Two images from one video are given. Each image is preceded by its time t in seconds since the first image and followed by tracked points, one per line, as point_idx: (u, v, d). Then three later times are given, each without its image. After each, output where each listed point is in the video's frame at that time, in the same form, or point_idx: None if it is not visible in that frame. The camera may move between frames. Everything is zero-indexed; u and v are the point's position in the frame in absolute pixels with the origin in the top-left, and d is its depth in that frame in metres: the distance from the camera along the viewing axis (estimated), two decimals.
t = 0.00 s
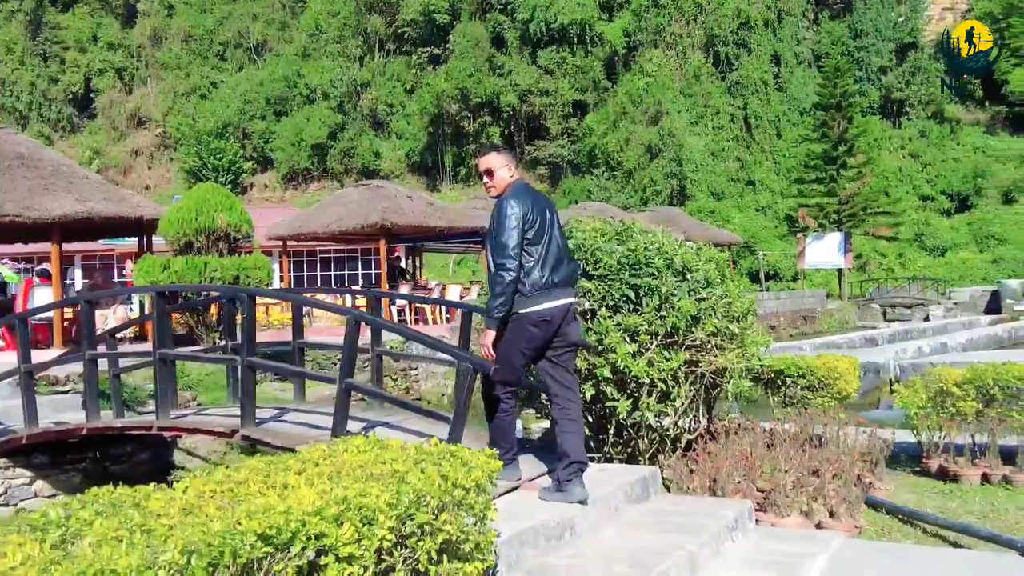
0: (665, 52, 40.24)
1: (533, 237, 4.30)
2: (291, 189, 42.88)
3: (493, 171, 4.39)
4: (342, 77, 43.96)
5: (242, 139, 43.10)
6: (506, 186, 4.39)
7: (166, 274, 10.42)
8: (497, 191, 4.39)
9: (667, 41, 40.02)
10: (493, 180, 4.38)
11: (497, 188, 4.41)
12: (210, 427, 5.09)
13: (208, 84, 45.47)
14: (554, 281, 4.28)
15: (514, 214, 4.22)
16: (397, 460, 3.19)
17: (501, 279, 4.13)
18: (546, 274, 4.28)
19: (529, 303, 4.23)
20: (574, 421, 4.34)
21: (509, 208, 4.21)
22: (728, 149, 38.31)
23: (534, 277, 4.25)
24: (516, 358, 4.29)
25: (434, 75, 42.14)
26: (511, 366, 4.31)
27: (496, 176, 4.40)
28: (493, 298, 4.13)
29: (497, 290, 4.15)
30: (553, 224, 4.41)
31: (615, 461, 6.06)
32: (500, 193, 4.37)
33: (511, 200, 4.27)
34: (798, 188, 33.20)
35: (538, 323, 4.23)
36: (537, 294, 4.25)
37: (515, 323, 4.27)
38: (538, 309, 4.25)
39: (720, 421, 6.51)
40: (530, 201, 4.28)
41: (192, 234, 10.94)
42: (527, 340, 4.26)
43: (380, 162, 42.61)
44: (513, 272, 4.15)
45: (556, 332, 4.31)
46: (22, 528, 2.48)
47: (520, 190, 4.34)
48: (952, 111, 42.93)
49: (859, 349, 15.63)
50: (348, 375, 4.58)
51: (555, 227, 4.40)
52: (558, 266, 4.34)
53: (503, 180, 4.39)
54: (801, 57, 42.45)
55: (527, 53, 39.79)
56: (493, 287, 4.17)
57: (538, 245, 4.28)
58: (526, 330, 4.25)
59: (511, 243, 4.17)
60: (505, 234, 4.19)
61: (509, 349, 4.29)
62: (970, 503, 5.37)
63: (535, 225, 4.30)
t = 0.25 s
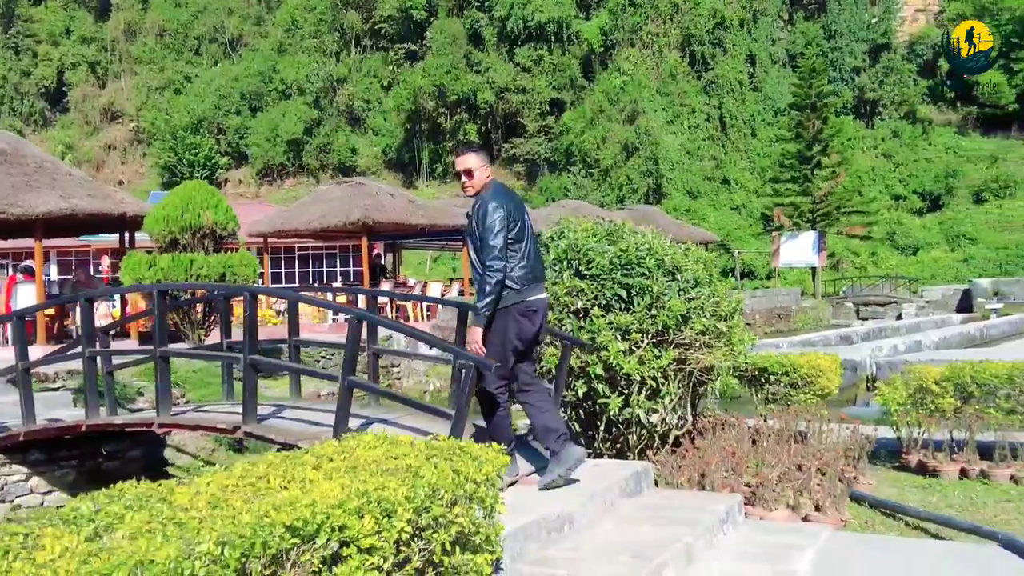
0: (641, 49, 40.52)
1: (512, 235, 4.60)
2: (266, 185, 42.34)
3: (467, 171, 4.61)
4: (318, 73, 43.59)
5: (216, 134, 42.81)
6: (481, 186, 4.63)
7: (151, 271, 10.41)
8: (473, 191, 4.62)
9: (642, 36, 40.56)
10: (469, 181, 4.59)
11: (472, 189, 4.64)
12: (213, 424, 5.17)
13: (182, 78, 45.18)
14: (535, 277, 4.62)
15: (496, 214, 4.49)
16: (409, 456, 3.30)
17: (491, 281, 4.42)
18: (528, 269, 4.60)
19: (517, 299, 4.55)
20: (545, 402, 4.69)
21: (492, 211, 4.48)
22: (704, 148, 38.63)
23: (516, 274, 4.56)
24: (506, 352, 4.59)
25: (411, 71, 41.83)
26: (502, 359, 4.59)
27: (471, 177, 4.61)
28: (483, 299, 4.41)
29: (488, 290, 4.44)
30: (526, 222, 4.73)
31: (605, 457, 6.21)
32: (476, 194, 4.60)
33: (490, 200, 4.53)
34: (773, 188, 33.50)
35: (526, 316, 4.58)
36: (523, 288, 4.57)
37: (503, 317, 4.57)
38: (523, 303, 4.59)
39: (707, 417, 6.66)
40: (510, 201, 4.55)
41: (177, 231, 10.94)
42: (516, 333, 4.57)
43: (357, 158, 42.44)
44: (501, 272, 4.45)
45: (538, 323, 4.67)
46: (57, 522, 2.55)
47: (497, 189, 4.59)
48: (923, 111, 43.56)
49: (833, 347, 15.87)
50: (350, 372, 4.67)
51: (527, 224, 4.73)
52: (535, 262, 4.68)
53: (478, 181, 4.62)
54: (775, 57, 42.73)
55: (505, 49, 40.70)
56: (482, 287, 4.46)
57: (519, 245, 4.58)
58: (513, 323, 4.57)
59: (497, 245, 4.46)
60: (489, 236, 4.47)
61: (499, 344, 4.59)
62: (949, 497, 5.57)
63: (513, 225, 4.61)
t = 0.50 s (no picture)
0: (617, 52, 40.98)
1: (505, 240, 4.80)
2: (240, 185, 42.14)
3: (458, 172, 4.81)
4: (294, 73, 43.46)
5: (189, 134, 42.47)
6: (472, 187, 4.83)
7: (131, 273, 10.35)
8: (464, 191, 4.81)
9: (618, 39, 41.07)
10: (461, 182, 4.78)
11: (463, 190, 4.84)
12: (203, 428, 5.17)
13: (155, 78, 44.93)
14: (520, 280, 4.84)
15: (490, 216, 4.70)
16: (409, 459, 3.33)
17: (486, 280, 4.60)
18: (516, 271, 4.81)
19: (508, 299, 4.75)
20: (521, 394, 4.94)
21: (486, 211, 4.68)
22: (679, 150, 38.84)
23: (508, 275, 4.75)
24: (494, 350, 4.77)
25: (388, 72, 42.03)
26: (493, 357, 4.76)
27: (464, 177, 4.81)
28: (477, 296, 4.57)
29: (482, 288, 4.61)
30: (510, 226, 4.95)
31: (591, 458, 6.27)
32: (468, 195, 4.80)
33: (483, 201, 4.73)
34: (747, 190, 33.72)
35: (515, 316, 4.79)
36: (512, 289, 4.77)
37: (492, 317, 4.74)
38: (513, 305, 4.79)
39: (692, 418, 6.74)
40: (502, 204, 4.77)
41: (157, 234, 10.88)
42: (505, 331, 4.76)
43: (332, 159, 42.21)
44: (494, 272, 4.63)
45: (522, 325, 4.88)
46: (65, 527, 2.56)
47: (488, 192, 4.80)
48: (894, 114, 44.24)
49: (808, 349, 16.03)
50: (342, 376, 4.70)
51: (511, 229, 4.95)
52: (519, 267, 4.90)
53: (469, 182, 4.82)
54: (749, 60, 43.01)
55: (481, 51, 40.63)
56: (475, 286, 4.63)
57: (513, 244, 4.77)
58: (503, 323, 4.75)
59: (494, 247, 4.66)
60: (484, 235, 4.67)
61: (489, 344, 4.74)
62: (930, 497, 5.68)
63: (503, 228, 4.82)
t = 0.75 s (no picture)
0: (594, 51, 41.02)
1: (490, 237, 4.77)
2: (215, 183, 42.00)
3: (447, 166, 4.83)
4: (269, 70, 43.23)
5: (164, 131, 42.03)
6: (458, 182, 4.83)
7: (111, 271, 10.23)
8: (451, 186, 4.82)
9: (595, 39, 41.13)
10: (447, 177, 4.78)
11: (450, 184, 4.84)
12: (192, 426, 5.12)
13: (130, 74, 44.58)
14: (504, 277, 4.81)
15: (474, 211, 4.68)
16: (410, 457, 3.32)
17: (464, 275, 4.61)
18: (500, 268, 4.79)
19: (488, 295, 4.74)
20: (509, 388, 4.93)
21: (470, 206, 4.67)
22: (656, 149, 39.08)
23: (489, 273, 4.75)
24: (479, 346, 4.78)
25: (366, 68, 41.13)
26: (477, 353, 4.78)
27: (450, 172, 4.81)
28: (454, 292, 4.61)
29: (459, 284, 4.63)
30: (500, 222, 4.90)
31: (580, 456, 6.27)
32: (453, 191, 4.80)
33: (469, 197, 4.71)
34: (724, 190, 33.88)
35: (499, 313, 4.79)
36: (496, 285, 4.76)
37: (474, 314, 4.75)
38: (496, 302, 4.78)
39: (680, 416, 6.75)
40: (488, 200, 4.74)
41: (138, 230, 10.75)
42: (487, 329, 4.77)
43: (308, 156, 42.03)
44: (474, 268, 4.63)
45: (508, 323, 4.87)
46: (66, 527, 2.52)
47: (475, 187, 4.78)
48: (869, 115, 44.58)
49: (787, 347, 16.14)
50: (334, 374, 4.67)
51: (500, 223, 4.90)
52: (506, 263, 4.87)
53: (455, 176, 4.82)
54: (726, 60, 43.16)
55: (459, 50, 39.96)
56: (454, 281, 4.65)
57: (496, 240, 4.74)
58: (487, 320, 4.76)
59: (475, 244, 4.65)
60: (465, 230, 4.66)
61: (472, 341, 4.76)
62: (917, 494, 5.74)
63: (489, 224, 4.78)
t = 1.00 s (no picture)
0: (576, 44, 41.41)
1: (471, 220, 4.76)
2: (193, 174, 41.37)
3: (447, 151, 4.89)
4: (248, 60, 43.05)
5: (141, 121, 41.62)
6: (456, 165, 4.86)
7: (93, 259, 10.07)
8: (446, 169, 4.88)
9: (577, 32, 41.44)
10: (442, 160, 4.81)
11: (448, 166, 4.89)
12: (184, 414, 5.04)
13: (107, 64, 44.14)
14: (482, 261, 4.77)
15: (457, 193, 4.71)
16: (415, 442, 3.27)
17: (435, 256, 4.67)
18: (484, 251, 4.78)
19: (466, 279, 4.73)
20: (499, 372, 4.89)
21: (452, 189, 4.70)
22: (637, 143, 39.43)
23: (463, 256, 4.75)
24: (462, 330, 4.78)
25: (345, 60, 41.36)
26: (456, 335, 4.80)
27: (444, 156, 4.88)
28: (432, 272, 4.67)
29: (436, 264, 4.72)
30: (491, 208, 4.84)
31: (574, 445, 6.24)
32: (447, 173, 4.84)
33: (451, 181, 4.74)
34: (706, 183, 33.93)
35: (486, 297, 4.76)
36: (479, 267, 4.76)
37: (460, 298, 4.78)
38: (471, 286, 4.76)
39: (673, 405, 6.72)
40: (473, 183, 4.74)
41: (121, 218, 10.61)
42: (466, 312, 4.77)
43: (287, 147, 41.56)
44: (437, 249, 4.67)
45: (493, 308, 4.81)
46: (68, 510, 2.44)
47: (467, 171, 4.78)
48: (849, 112, 44.47)
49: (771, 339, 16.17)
50: (330, 360, 4.65)
51: (492, 208, 4.85)
52: (492, 248, 4.82)
53: (453, 159, 4.85)
54: (706, 54, 43.25)
55: (439, 40, 39.46)
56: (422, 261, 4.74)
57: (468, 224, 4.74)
58: (467, 303, 4.75)
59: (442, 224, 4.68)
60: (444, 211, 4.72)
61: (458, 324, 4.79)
62: (910, 483, 5.77)
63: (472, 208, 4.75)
